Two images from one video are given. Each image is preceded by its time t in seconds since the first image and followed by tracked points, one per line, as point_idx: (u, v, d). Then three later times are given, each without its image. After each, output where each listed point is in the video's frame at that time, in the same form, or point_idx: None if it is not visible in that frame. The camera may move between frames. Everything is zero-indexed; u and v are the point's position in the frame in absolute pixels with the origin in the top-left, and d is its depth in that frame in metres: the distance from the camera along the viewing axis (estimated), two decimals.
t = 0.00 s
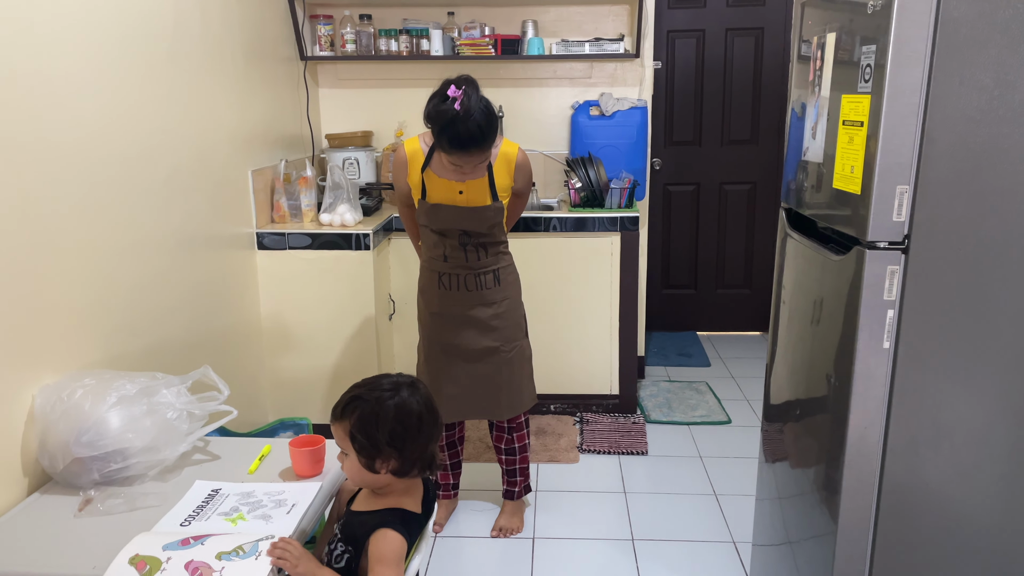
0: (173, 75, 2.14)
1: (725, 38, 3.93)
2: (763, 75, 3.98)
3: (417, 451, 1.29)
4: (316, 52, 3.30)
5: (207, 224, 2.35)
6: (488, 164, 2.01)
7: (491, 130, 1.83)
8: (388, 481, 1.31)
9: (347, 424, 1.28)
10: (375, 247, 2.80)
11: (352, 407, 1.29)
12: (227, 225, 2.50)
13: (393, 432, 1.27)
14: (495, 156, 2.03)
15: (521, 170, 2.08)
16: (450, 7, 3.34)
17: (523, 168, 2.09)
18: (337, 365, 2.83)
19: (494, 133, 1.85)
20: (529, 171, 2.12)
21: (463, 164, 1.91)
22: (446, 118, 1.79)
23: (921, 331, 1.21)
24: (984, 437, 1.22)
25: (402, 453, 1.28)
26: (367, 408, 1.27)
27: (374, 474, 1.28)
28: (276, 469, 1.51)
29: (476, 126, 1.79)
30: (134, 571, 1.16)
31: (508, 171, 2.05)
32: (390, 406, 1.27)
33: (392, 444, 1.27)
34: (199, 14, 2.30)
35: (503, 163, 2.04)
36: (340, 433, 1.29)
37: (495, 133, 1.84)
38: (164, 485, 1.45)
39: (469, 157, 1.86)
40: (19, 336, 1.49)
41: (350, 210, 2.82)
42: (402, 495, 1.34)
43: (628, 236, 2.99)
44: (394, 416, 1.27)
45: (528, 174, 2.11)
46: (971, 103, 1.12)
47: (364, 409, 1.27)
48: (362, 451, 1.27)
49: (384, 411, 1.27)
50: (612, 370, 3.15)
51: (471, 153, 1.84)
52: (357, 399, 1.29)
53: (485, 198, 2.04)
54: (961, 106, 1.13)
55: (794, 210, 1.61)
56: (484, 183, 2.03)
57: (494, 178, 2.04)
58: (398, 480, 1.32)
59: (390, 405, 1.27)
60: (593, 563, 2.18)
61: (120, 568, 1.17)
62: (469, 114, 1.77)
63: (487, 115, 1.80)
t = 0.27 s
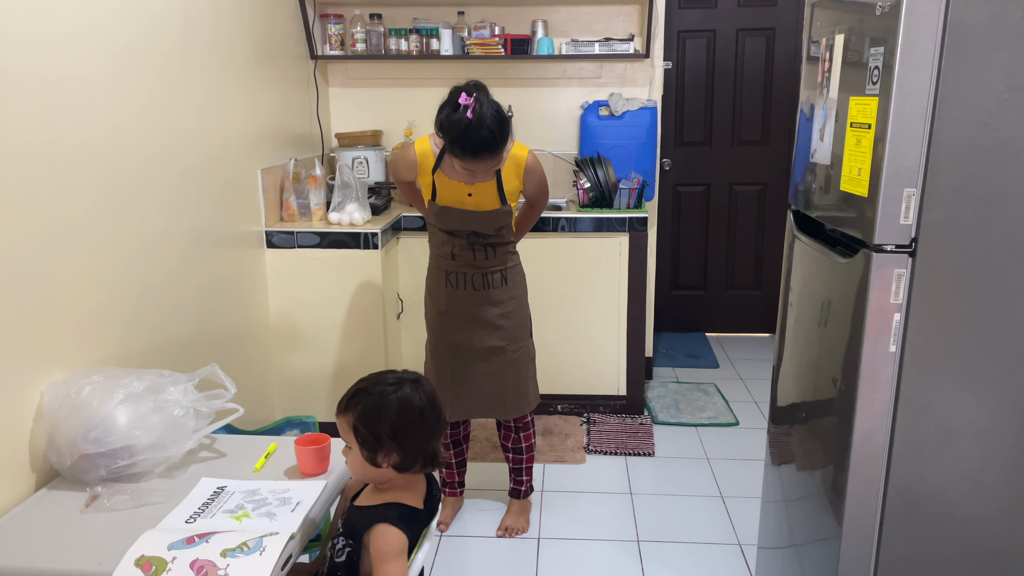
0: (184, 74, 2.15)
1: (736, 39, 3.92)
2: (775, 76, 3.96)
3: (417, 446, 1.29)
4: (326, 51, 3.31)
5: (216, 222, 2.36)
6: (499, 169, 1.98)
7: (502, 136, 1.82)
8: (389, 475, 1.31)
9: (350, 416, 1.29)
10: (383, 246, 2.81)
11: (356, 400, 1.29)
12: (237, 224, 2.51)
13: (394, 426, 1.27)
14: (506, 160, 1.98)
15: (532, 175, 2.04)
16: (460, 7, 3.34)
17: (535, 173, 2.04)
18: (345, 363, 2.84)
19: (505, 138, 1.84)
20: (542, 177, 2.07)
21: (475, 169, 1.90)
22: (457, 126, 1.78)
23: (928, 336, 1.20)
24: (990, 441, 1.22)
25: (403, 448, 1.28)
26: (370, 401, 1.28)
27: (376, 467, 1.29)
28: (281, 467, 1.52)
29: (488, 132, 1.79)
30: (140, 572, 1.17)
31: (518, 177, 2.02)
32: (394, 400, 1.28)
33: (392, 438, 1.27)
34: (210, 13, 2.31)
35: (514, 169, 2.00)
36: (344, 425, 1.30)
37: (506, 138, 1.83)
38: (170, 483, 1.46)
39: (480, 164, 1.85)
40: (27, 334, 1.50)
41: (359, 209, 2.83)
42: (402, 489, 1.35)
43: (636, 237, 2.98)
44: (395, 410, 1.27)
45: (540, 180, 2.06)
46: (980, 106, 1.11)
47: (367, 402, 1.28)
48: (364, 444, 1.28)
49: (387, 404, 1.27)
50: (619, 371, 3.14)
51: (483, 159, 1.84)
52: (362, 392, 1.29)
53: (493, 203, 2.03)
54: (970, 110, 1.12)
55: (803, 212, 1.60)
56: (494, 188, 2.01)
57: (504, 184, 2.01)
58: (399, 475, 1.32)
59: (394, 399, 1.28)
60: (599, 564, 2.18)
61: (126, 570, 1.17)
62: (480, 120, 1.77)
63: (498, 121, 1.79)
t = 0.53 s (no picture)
0: (199, 80, 2.17)
1: (755, 44, 3.88)
2: (795, 81, 3.92)
3: (404, 452, 1.29)
4: (343, 56, 3.33)
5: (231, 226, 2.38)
6: (510, 160, 2.06)
7: (511, 92, 1.88)
8: (380, 481, 1.32)
9: (343, 418, 1.31)
10: (396, 251, 2.82)
11: (348, 401, 1.32)
12: (251, 227, 2.53)
13: (382, 429, 1.28)
14: (517, 154, 2.06)
15: (545, 173, 2.10)
16: (477, 12, 3.34)
17: (547, 171, 2.10)
18: (357, 367, 2.85)
19: (514, 98, 1.90)
20: (556, 179, 2.12)
21: (488, 134, 1.92)
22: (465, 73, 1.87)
23: (934, 350, 1.18)
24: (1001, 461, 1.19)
25: (391, 452, 1.29)
26: (361, 404, 1.30)
27: (365, 471, 1.30)
28: (284, 472, 1.53)
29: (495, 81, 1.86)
30: None
31: (530, 170, 2.08)
32: (383, 403, 1.29)
33: (379, 442, 1.28)
34: (226, 20, 2.34)
35: (525, 161, 2.07)
36: (337, 427, 1.32)
37: (515, 96, 1.89)
38: (174, 486, 1.48)
39: (490, 122, 1.89)
40: (38, 336, 1.52)
41: (371, 213, 2.84)
42: (388, 494, 1.33)
43: (650, 243, 2.96)
44: (383, 414, 1.28)
45: (553, 181, 2.12)
46: (989, 116, 1.09)
47: (358, 404, 1.30)
48: (354, 446, 1.29)
49: (377, 407, 1.29)
50: (632, 378, 3.13)
51: (492, 111, 1.87)
52: (355, 394, 1.32)
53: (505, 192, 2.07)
54: (979, 120, 1.10)
55: (811, 223, 1.58)
56: (504, 176, 2.06)
57: (516, 175, 2.07)
58: (389, 482, 1.32)
59: (384, 402, 1.29)
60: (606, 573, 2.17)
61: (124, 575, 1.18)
62: (488, 66, 1.86)
63: (505, 71, 1.88)
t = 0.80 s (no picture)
0: (207, 87, 2.19)
1: (772, 50, 3.85)
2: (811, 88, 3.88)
3: (362, 465, 1.28)
4: (355, 63, 3.35)
5: (239, 232, 2.40)
6: (512, 168, 2.07)
7: (504, 70, 2.05)
8: (344, 494, 1.31)
9: (310, 426, 1.33)
10: (403, 256, 2.82)
11: (317, 410, 1.33)
12: (260, 233, 2.55)
13: (341, 440, 1.28)
14: (520, 164, 2.07)
15: (548, 185, 2.08)
16: (489, 19, 3.35)
17: (551, 182, 2.08)
18: (364, 372, 2.86)
19: (507, 76, 2.04)
20: (561, 191, 2.09)
21: (480, 99, 2.02)
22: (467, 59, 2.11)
23: (929, 364, 1.17)
24: (996, 474, 1.19)
25: (352, 464, 1.28)
26: (325, 413, 1.31)
27: (328, 482, 1.30)
28: (279, 479, 1.53)
29: (489, 60, 2.05)
30: None
31: (532, 179, 2.07)
32: (345, 413, 1.29)
33: (337, 452, 1.28)
34: (235, 27, 2.36)
35: (526, 170, 2.07)
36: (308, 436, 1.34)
37: (508, 75, 2.04)
38: (169, 491, 1.49)
39: (482, 80, 2.01)
40: (40, 341, 1.54)
41: (380, 219, 2.85)
42: (359, 513, 1.33)
43: (660, 251, 2.94)
44: (342, 425, 1.28)
45: (557, 193, 2.09)
46: (984, 129, 1.09)
47: (322, 413, 1.31)
48: (318, 455, 1.30)
49: (339, 417, 1.29)
50: (641, 386, 3.10)
51: (483, 74, 2.02)
52: (323, 403, 1.33)
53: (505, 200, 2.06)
54: (974, 131, 1.09)
55: (812, 233, 1.56)
56: (505, 184, 2.07)
57: (517, 183, 2.07)
58: (358, 495, 1.32)
59: (345, 413, 1.29)
60: None
61: None
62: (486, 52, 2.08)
63: (501, 59, 2.08)
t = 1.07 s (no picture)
0: (209, 88, 2.19)
1: (779, 52, 3.82)
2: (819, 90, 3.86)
3: (325, 481, 1.26)
4: (360, 64, 3.35)
5: (241, 233, 2.41)
6: (499, 169, 2.04)
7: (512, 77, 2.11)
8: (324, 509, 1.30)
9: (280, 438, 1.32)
10: (406, 258, 2.82)
11: (286, 422, 1.32)
12: (262, 234, 2.56)
13: (304, 455, 1.27)
14: (505, 164, 2.04)
15: (532, 185, 2.04)
16: (494, 20, 3.34)
17: (534, 184, 2.04)
18: (366, 374, 2.86)
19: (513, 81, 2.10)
20: (546, 195, 2.05)
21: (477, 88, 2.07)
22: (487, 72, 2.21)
23: (924, 369, 1.17)
24: (994, 481, 1.18)
25: (318, 480, 1.26)
26: (292, 427, 1.30)
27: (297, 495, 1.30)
28: (273, 480, 1.52)
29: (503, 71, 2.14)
30: None
31: (517, 182, 2.04)
32: (308, 428, 1.28)
33: (300, 467, 1.27)
34: (238, 29, 2.36)
35: (512, 171, 2.03)
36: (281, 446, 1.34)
37: (514, 81, 2.09)
38: (164, 491, 1.49)
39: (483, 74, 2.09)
40: (37, 341, 1.55)
41: (382, 220, 2.85)
42: (343, 524, 1.33)
43: (664, 254, 2.93)
44: (305, 440, 1.27)
45: (541, 196, 2.05)
46: (980, 135, 1.09)
47: (290, 426, 1.30)
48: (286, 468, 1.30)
49: (302, 431, 1.28)
50: (644, 389, 3.09)
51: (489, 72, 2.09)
52: (293, 415, 1.32)
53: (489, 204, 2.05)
54: (970, 135, 1.09)
55: (810, 237, 1.55)
56: (490, 188, 2.05)
57: (503, 185, 2.04)
58: (331, 509, 1.30)
59: (308, 428, 1.27)
60: None
61: None
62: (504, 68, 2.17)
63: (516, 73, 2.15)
